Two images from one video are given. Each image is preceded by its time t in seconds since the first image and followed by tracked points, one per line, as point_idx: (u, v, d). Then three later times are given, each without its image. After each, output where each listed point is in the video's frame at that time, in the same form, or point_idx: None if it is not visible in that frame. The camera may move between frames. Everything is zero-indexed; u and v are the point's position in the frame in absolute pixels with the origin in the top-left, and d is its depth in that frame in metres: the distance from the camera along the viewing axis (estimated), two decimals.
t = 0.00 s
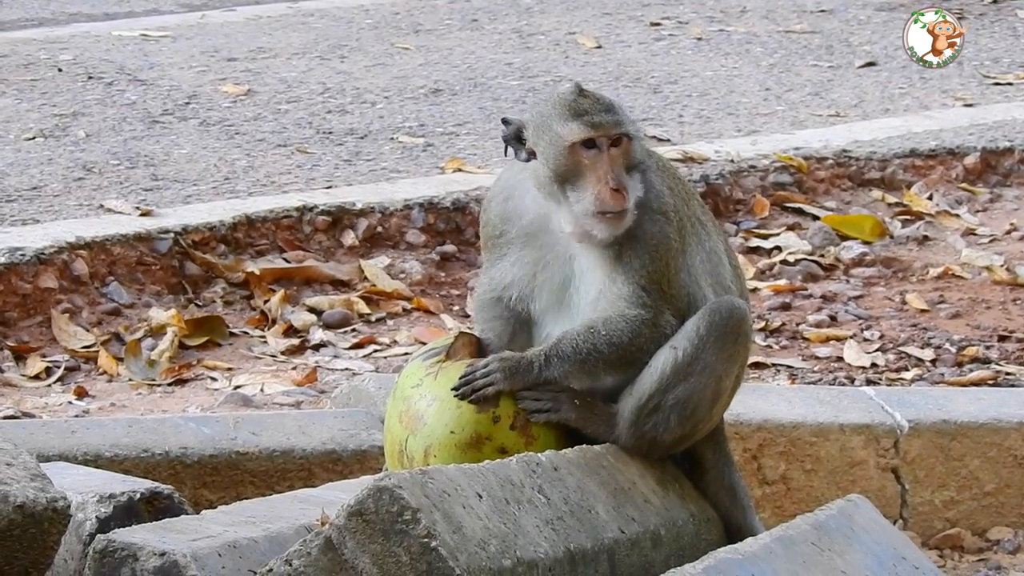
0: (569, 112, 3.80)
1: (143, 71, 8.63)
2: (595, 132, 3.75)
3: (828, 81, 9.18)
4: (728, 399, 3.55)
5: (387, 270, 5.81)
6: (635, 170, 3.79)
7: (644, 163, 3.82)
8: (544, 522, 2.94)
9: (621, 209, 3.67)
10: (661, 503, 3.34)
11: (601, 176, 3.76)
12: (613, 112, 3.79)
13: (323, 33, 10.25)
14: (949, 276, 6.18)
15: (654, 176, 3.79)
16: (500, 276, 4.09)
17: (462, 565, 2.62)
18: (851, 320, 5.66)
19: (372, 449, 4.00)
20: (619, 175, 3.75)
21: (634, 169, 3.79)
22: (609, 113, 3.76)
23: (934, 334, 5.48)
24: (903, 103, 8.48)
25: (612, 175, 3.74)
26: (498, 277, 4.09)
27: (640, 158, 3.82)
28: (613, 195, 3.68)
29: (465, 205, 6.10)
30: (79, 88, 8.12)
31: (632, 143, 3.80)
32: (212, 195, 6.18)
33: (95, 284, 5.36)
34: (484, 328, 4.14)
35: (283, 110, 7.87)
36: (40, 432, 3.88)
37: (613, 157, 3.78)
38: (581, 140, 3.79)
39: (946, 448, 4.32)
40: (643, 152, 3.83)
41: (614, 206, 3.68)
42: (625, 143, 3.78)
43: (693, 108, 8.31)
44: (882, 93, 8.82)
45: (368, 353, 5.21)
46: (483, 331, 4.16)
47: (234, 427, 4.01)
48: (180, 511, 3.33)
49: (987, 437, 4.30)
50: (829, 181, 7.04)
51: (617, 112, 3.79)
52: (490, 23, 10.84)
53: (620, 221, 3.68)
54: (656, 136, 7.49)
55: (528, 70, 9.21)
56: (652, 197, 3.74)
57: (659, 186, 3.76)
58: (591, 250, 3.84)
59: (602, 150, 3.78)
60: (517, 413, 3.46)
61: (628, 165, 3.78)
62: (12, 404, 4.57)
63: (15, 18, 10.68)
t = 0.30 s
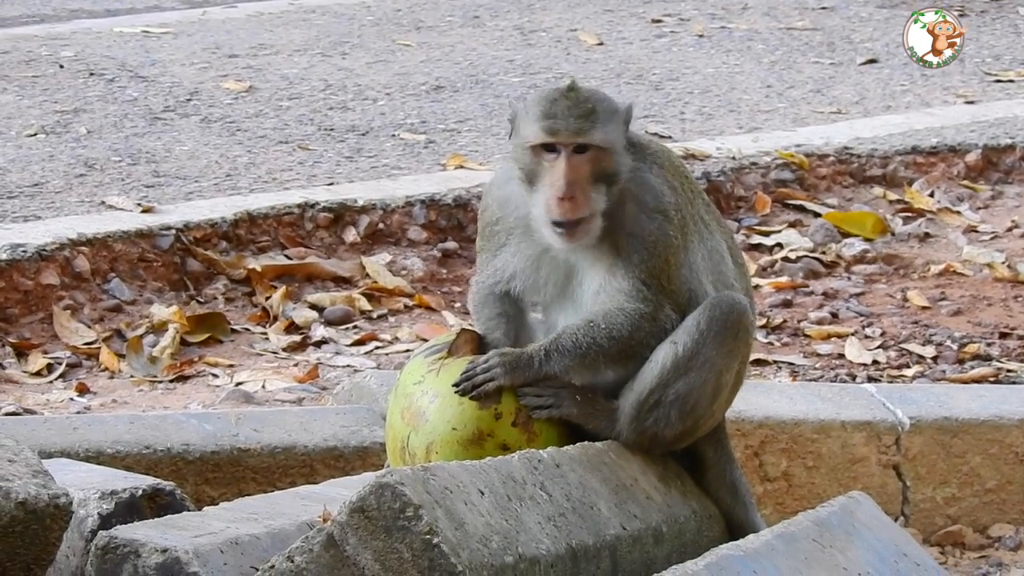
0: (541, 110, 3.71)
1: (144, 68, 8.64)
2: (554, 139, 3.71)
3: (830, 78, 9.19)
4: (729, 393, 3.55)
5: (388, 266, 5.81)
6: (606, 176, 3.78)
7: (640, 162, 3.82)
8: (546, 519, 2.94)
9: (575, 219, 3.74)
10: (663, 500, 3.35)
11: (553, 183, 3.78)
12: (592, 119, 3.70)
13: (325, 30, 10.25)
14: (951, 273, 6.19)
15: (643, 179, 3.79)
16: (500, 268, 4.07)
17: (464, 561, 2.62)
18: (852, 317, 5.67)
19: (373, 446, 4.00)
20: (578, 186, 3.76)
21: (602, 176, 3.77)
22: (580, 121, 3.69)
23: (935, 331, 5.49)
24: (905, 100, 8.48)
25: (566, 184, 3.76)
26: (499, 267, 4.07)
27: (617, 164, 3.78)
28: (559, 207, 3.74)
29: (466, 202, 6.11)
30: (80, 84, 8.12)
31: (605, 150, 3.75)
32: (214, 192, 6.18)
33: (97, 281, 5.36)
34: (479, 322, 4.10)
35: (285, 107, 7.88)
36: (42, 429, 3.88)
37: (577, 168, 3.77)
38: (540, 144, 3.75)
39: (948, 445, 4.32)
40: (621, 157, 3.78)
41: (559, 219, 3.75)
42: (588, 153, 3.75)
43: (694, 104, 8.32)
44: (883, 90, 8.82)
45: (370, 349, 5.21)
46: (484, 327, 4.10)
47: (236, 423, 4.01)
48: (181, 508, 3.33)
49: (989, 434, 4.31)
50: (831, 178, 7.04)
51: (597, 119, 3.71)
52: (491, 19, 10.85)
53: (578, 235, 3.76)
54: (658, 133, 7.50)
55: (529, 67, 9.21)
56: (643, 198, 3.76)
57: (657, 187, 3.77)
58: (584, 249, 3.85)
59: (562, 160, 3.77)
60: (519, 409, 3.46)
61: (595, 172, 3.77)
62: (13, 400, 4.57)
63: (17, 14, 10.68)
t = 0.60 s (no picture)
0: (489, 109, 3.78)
1: (144, 62, 8.62)
2: (484, 144, 3.73)
3: (830, 73, 9.18)
4: (728, 386, 3.54)
5: (387, 261, 5.81)
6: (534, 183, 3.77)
7: (611, 156, 3.80)
8: (545, 515, 2.94)
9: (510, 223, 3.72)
10: (662, 495, 3.35)
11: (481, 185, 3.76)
12: (520, 122, 3.75)
13: (325, 24, 10.24)
14: (950, 269, 6.19)
15: (603, 176, 3.75)
16: (496, 262, 4.00)
17: (463, 557, 2.62)
18: (851, 313, 5.67)
19: (372, 440, 4.01)
20: (504, 186, 3.75)
21: (536, 178, 3.77)
22: (504, 124, 3.73)
23: (934, 327, 5.49)
24: (904, 96, 8.48)
25: (487, 184, 3.74)
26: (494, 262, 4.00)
27: (557, 165, 3.77)
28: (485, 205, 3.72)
29: (465, 197, 6.11)
30: (80, 78, 8.11)
31: (537, 153, 3.75)
32: (213, 186, 6.18)
33: (96, 275, 5.35)
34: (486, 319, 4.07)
35: (285, 101, 7.87)
36: (41, 423, 3.88)
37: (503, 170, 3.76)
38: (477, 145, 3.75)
39: (947, 441, 4.32)
40: (558, 158, 3.76)
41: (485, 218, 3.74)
42: (514, 155, 3.75)
43: (694, 100, 8.31)
44: (883, 86, 8.82)
45: (369, 344, 5.21)
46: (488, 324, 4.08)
47: (234, 418, 4.01)
48: (180, 502, 3.33)
49: (988, 431, 4.31)
50: (830, 174, 7.04)
51: (523, 122, 3.74)
52: (491, 14, 10.84)
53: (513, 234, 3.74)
54: (657, 128, 7.49)
55: (529, 62, 9.21)
56: (608, 194, 3.72)
57: (626, 181, 3.73)
58: (551, 247, 3.83)
59: (493, 163, 3.75)
60: (519, 404, 3.46)
61: (530, 174, 3.77)
62: (12, 394, 4.57)
63: (16, 8, 10.67)
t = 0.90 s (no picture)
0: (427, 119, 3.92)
1: (143, 59, 8.62)
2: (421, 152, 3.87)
3: (828, 71, 9.18)
4: (718, 379, 3.55)
5: (386, 259, 5.81)
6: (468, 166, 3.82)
7: (541, 147, 3.71)
8: (544, 512, 2.95)
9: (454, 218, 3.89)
10: (660, 493, 3.35)
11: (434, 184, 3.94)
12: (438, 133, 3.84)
13: (323, 21, 10.24)
14: (949, 268, 6.19)
15: (533, 168, 3.72)
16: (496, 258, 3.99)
17: (461, 554, 2.62)
18: (849, 311, 5.67)
19: (370, 437, 4.01)
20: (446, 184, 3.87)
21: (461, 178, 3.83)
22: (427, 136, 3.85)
23: (933, 325, 5.49)
24: (903, 94, 8.48)
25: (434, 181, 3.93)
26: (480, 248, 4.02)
27: (473, 163, 3.80)
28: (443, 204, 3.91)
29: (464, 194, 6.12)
30: (79, 75, 8.11)
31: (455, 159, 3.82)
32: (212, 183, 6.18)
33: (94, 272, 5.35)
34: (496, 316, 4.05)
35: (283, 98, 7.87)
36: (40, 419, 3.88)
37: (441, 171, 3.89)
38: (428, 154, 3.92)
39: (945, 439, 4.32)
40: (485, 148, 3.77)
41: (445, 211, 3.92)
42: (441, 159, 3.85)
43: (692, 98, 8.31)
44: (881, 84, 8.82)
45: (368, 341, 5.21)
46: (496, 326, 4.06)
47: (233, 415, 4.02)
48: (179, 499, 3.33)
49: (986, 429, 4.31)
50: (828, 172, 7.04)
51: (457, 108, 3.82)
52: (490, 12, 10.84)
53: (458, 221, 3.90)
54: (655, 126, 7.49)
55: (527, 59, 9.21)
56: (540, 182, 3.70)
57: (559, 170, 3.65)
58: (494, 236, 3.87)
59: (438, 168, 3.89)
60: (516, 405, 3.46)
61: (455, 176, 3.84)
62: (10, 390, 4.57)
63: (15, 5, 10.66)
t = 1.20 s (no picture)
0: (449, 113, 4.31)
1: (140, 56, 8.62)
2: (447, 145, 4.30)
3: (826, 69, 9.18)
4: (715, 382, 3.53)
5: (383, 256, 5.82)
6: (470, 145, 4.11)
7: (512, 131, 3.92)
8: (541, 509, 2.95)
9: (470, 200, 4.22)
10: (657, 491, 3.35)
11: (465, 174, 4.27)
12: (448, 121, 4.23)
13: (321, 19, 10.23)
14: (946, 265, 6.19)
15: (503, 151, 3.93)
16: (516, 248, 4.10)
17: (458, 552, 2.63)
18: (847, 309, 5.68)
19: (367, 435, 4.01)
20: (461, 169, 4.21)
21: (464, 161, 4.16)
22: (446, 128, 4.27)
23: (930, 323, 5.49)
24: (900, 92, 8.48)
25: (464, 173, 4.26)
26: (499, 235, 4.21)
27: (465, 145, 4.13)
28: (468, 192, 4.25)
29: (461, 191, 6.11)
30: (76, 73, 8.11)
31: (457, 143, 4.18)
32: (209, 180, 6.18)
33: (91, 269, 5.35)
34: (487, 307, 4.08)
35: (281, 96, 7.87)
36: (37, 417, 3.88)
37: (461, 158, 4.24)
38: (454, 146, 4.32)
39: (942, 437, 4.33)
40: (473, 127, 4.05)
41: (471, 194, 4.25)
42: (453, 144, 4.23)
43: (689, 95, 8.31)
44: (879, 82, 8.82)
45: (365, 339, 5.21)
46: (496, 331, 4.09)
47: (230, 412, 4.02)
48: (175, 497, 3.34)
49: (983, 427, 4.32)
50: (825, 170, 7.04)
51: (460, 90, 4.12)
52: (487, 9, 10.84)
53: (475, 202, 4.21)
54: (653, 124, 7.50)
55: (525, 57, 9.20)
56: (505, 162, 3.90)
57: (522, 161, 3.81)
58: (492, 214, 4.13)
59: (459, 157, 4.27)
60: (514, 400, 3.46)
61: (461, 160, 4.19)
62: (8, 388, 4.57)
63: (12, 3, 10.66)
